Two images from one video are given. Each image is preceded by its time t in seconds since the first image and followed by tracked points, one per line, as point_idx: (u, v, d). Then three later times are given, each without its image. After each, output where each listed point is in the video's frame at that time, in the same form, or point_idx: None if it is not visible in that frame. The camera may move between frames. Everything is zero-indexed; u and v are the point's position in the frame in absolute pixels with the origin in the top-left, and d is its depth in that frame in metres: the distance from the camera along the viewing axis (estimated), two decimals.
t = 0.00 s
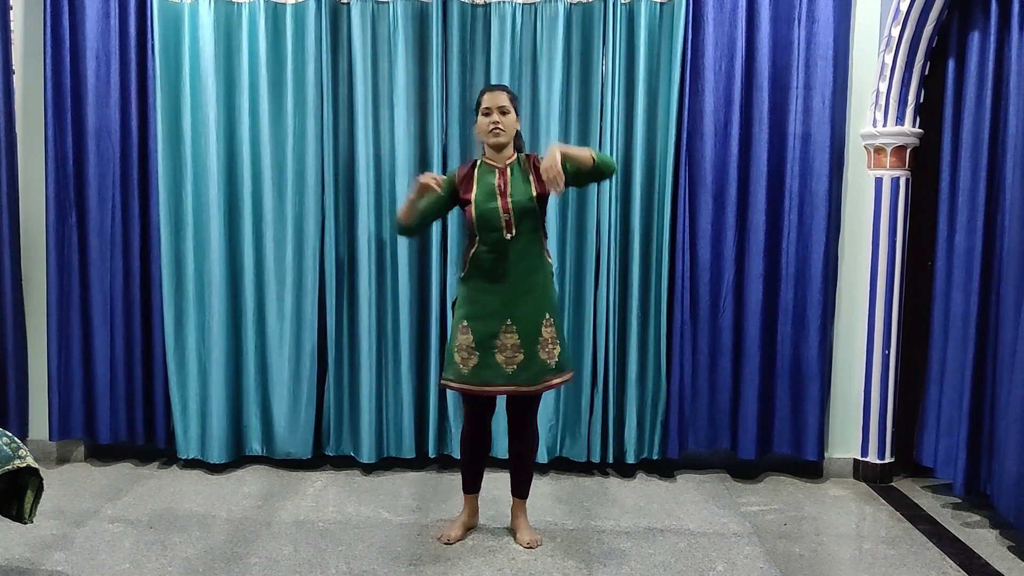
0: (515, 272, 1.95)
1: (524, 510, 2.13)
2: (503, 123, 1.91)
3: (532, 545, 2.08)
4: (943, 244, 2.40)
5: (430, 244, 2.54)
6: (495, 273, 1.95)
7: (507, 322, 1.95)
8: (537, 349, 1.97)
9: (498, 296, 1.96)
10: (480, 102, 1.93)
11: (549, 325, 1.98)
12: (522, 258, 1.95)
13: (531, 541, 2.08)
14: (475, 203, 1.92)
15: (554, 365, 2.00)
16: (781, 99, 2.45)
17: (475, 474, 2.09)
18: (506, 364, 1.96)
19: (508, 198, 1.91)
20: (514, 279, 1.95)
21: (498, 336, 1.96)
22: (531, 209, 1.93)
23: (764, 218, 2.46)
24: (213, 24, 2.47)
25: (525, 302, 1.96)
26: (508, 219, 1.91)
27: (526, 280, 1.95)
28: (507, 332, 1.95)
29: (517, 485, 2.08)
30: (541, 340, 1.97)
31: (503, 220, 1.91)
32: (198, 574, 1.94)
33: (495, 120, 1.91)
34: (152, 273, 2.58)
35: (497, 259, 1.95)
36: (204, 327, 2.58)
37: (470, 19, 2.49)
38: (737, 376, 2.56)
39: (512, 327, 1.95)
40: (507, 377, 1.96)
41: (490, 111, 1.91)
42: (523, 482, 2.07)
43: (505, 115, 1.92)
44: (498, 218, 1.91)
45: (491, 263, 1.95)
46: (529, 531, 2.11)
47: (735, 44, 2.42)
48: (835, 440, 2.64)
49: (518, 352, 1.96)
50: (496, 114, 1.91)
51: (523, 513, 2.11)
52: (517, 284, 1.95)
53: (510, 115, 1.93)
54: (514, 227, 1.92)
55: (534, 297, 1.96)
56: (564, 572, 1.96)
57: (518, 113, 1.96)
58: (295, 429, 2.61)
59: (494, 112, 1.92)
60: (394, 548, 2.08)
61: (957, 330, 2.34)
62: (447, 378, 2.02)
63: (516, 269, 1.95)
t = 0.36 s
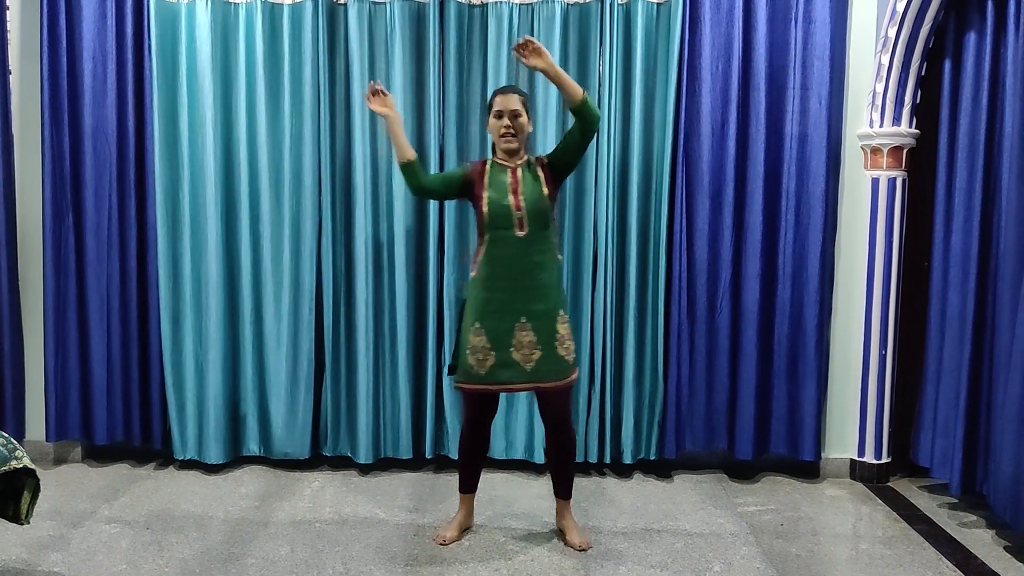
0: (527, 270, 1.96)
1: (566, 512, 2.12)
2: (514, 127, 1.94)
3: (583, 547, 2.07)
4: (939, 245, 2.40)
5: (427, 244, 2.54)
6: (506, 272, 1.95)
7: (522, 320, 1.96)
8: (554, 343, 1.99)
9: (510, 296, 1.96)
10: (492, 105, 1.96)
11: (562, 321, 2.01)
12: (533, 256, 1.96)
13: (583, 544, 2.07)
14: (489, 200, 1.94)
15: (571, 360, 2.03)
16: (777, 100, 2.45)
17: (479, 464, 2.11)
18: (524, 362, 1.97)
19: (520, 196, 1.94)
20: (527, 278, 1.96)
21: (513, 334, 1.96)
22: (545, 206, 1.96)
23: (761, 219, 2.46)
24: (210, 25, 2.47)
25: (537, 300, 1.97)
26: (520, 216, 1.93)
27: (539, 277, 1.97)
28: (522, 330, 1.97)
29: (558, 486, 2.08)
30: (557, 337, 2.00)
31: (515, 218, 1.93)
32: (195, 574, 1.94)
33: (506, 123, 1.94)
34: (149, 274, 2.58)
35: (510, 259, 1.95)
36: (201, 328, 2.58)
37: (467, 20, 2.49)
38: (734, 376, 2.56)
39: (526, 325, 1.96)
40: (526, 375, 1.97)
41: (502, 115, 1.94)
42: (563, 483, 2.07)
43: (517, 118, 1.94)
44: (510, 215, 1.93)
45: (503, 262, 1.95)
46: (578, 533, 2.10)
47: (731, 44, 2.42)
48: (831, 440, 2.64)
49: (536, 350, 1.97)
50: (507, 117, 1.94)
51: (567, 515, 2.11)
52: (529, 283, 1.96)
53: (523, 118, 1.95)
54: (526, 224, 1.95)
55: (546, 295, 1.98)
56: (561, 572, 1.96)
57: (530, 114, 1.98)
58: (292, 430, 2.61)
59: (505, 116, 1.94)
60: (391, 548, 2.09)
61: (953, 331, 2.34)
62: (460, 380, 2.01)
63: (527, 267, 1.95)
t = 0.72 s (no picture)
0: (575, 275, 1.95)
1: (565, 514, 2.11)
2: (542, 137, 1.92)
3: (581, 548, 2.07)
4: (937, 245, 2.41)
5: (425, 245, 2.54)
6: (555, 275, 1.94)
7: (565, 323, 1.97)
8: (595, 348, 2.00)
9: (556, 301, 1.96)
10: (517, 118, 1.94)
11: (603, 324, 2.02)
12: (582, 261, 1.95)
13: (582, 544, 2.07)
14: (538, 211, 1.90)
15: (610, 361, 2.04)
16: (775, 100, 2.45)
17: (440, 467, 2.08)
18: (565, 365, 1.97)
19: (569, 203, 1.93)
20: (574, 282, 1.95)
21: (557, 337, 1.97)
22: (592, 211, 1.97)
23: (758, 219, 2.46)
24: (208, 24, 2.47)
25: (583, 304, 1.97)
26: (574, 223, 1.92)
27: (586, 281, 1.96)
28: (566, 334, 1.97)
29: (561, 490, 2.09)
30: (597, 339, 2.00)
31: (568, 224, 1.92)
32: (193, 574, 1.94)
33: (534, 135, 1.92)
34: (145, 274, 2.58)
35: (558, 263, 1.93)
36: (198, 328, 2.57)
37: (465, 20, 2.49)
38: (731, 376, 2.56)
39: (570, 328, 1.97)
40: (569, 378, 1.97)
41: (529, 127, 1.92)
42: (568, 487, 2.08)
43: (542, 128, 1.93)
44: (563, 223, 1.91)
45: (552, 267, 1.94)
46: (576, 534, 2.10)
47: (729, 45, 2.42)
48: (828, 440, 2.64)
49: (578, 352, 1.98)
50: (534, 129, 1.92)
51: (564, 517, 2.11)
52: (575, 289, 1.96)
53: (548, 127, 1.94)
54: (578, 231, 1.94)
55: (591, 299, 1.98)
56: (559, 572, 1.96)
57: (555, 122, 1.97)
58: (290, 430, 2.61)
59: (532, 127, 1.92)
60: (390, 548, 2.09)
61: (950, 332, 2.34)
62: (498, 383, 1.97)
63: (576, 271, 1.95)
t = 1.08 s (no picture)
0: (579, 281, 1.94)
1: (564, 514, 2.11)
2: (544, 145, 1.93)
3: (580, 548, 2.07)
4: (935, 246, 2.41)
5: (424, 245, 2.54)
6: (559, 280, 1.94)
7: (570, 328, 1.96)
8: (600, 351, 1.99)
9: (561, 306, 1.96)
10: (519, 125, 1.94)
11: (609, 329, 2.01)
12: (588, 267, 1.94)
13: (580, 545, 2.07)
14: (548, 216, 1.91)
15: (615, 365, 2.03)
16: (773, 100, 2.46)
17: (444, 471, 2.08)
18: (570, 369, 1.97)
19: (576, 207, 1.94)
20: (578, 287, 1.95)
21: (562, 342, 1.97)
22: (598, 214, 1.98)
23: (756, 220, 2.46)
24: (206, 25, 2.47)
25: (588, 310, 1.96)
26: (582, 227, 1.93)
27: (590, 285, 1.96)
28: (571, 338, 1.97)
29: (562, 491, 2.08)
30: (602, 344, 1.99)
31: (577, 229, 1.93)
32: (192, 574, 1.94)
33: (536, 143, 1.93)
34: (144, 275, 2.58)
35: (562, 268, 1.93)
36: (197, 328, 2.58)
37: (464, 20, 2.49)
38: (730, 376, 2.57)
39: (575, 332, 1.97)
40: (574, 382, 1.97)
41: (531, 135, 1.93)
42: (568, 488, 2.07)
43: (544, 136, 1.93)
44: (572, 227, 1.92)
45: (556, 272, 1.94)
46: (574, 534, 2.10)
47: (728, 45, 2.42)
48: (827, 440, 2.64)
49: (583, 356, 1.97)
50: (536, 136, 1.93)
51: (563, 517, 2.10)
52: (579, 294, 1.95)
53: (550, 133, 1.94)
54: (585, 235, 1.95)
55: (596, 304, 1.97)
56: (558, 572, 1.96)
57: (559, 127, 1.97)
58: (289, 430, 2.61)
59: (534, 135, 1.93)
60: (388, 548, 2.09)
61: (948, 333, 2.35)
62: (504, 388, 1.99)
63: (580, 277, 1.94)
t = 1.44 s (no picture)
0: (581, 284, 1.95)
1: (562, 514, 2.11)
2: (535, 153, 1.91)
3: (577, 548, 2.07)
4: (933, 245, 2.41)
5: (422, 245, 2.54)
6: (562, 281, 1.95)
7: (570, 330, 1.97)
8: (600, 353, 2.00)
9: (561, 308, 1.96)
10: (511, 133, 1.92)
11: (607, 331, 2.02)
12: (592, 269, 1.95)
13: (578, 545, 2.07)
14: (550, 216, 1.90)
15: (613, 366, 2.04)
16: (772, 100, 2.46)
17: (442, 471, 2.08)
18: (569, 370, 1.97)
19: (578, 207, 1.93)
20: (579, 290, 1.96)
21: (562, 343, 1.97)
22: (600, 215, 1.98)
23: (754, 220, 2.46)
24: (204, 24, 2.47)
25: (588, 312, 1.97)
26: (583, 228, 1.93)
27: (591, 288, 1.97)
28: (570, 339, 1.98)
29: (559, 491, 2.09)
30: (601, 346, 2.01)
31: (579, 229, 1.92)
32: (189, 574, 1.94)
33: (526, 153, 1.91)
34: (142, 275, 2.58)
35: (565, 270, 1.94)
36: (195, 328, 2.58)
37: (462, 20, 2.49)
38: (728, 375, 2.57)
39: (575, 334, 1.98)
40: (573, 383, 1.97)
41: (520, 146, 1.91)
42: (566, 489, 2.07)
43: (534, 144, 1.90)
44: (575, 228, 1.92)
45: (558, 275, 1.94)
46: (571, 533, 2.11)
47: (726, 45, 2.42)
48: (824, 440, 2.65)
49: (582, 358, 1.98)
50: (525, 146, 1.91)
51: (560, 516, 2.11)
52: (581, 296, 1.96)
53: (540, 141, 1.91)
54: (586, 235, 1.95)
55: (596, 307, 1.98)
56: (556, 572, 1.96)
57: (551, 132, 1.94)
58: (286, 430, 2.61)
59: (523, 145, 1.91)
60: (386, 548, 2.09)
61: (945, 333, 2.35)
62: (504, 390, 1.98)
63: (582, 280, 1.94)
